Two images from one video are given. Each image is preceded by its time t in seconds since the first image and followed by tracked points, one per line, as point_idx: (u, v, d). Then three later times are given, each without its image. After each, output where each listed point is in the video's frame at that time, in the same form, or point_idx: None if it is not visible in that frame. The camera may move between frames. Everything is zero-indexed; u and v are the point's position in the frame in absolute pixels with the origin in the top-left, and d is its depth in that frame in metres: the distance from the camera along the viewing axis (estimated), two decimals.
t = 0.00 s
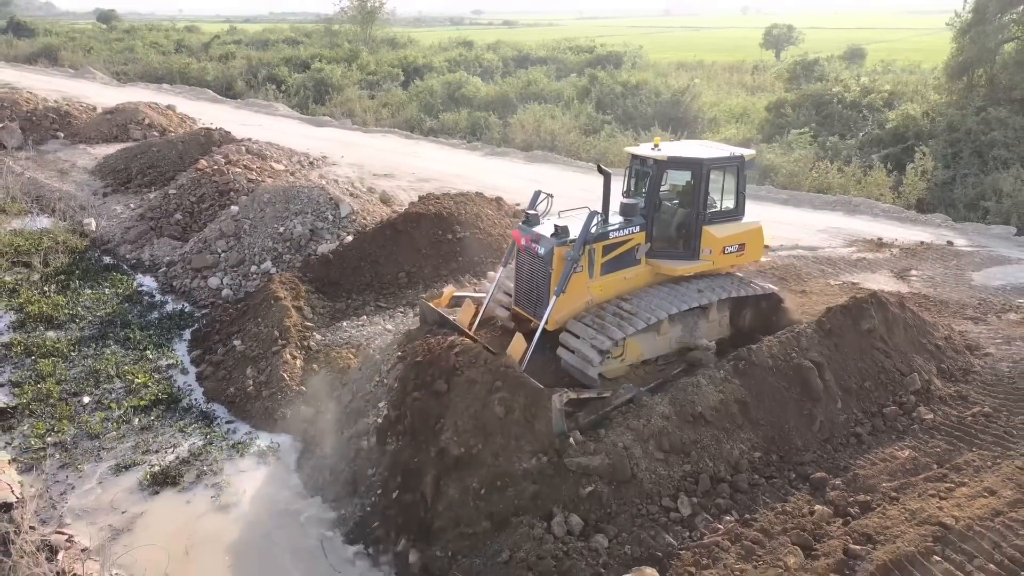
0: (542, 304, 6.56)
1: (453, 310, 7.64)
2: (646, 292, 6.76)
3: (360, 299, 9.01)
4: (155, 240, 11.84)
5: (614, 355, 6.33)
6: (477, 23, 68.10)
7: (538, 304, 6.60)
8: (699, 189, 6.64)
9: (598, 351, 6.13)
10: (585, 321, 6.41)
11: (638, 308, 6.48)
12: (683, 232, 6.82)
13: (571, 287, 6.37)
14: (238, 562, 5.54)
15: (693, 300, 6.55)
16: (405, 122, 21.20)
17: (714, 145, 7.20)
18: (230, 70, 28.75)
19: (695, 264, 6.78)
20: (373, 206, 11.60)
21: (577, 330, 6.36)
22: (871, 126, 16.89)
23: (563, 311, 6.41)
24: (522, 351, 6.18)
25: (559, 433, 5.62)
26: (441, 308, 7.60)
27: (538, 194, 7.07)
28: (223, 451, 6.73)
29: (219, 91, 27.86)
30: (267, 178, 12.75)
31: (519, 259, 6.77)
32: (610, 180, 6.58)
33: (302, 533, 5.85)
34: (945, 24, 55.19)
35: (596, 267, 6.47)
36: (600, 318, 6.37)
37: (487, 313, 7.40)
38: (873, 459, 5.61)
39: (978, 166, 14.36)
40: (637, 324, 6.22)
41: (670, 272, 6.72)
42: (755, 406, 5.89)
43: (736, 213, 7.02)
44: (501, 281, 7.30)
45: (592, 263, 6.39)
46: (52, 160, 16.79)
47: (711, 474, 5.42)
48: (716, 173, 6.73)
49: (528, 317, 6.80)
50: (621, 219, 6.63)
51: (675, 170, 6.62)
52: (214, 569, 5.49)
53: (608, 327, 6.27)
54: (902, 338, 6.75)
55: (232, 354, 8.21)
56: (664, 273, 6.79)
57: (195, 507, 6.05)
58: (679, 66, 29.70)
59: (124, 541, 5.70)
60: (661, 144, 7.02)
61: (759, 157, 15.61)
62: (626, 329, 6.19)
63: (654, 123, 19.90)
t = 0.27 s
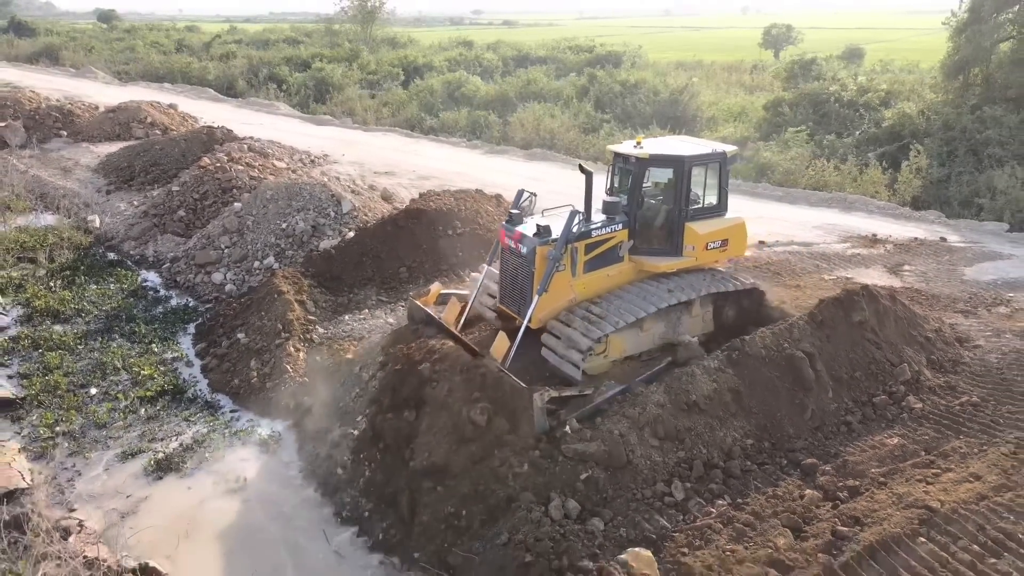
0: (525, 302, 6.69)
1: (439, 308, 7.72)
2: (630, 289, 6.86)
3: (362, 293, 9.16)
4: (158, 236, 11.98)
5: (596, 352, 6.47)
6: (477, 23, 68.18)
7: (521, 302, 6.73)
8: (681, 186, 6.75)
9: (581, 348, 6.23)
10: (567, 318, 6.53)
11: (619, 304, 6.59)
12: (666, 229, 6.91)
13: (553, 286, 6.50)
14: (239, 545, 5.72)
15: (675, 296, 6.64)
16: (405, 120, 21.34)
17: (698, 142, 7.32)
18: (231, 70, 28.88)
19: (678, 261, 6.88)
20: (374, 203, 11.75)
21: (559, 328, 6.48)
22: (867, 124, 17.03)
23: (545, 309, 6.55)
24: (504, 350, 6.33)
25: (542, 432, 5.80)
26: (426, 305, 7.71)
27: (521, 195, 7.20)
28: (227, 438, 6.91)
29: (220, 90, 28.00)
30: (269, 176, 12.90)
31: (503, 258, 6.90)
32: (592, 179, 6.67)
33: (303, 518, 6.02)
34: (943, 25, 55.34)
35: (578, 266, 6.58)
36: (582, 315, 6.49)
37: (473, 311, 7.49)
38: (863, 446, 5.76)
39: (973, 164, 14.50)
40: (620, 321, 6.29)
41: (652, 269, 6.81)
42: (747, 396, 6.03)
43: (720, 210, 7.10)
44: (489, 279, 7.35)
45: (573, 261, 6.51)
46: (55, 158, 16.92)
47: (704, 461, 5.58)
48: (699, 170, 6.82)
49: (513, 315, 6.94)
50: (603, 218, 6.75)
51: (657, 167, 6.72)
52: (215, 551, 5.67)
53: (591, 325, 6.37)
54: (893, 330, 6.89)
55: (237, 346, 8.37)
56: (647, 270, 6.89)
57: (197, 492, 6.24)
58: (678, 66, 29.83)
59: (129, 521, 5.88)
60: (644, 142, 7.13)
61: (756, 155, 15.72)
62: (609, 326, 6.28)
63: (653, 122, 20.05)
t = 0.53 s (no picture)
0: (504, 300, 6.80)
1: (423, 305, 7.79)
2: (608, 283, 6.94)
3: (365, 285, 9.42)
4: (164, 231, 12.22)
5: (575, 347, 6.56)
6: (477, 23, 68.36)
7: (501, 301, 6.84)
8: (655, 182, 6.78)
9: (557, 343, 6.34)
10: (545, 315, 6.64)
11: (596, 300, 6.69)
12: (642, 223, 6.96)
13: (530, 284, 6.60)
14: (244, 520, 6.02)
15: (651, 290, 6.72)
16: (406, 119, 21.60)
17: (672, 135, 7.32)
18: (233, 69, 29.12)
19: (654, 255, 6.94)
20: (375, 199, 12.00)
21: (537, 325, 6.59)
22: (861, 122, 17.27)
23: (523, 307, 6.66)
24: (485, 346, 6.47)
25: (521, 430, 5.98)
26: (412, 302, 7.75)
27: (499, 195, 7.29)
28: (231, 421, 7.22)
29: (222, 90, 28.24)
30: (273, 172, 13.16)
31: (483, 257, 7.00)
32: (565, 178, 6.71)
33: (306, 497, 6.29)
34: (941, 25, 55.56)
35: (554, 263, 6.68)
36: (560, 312, 6.59)
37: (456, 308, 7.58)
38: (845, 427, 6.01)
39: (964, 161, 14.75)
40: (594, 317, 6.40)
41: (629, 263, 6.89)
42: (735, 380, 6.28)
43: (694, 202, 7.15)
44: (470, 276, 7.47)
45: (549, 259, 6.60)
46: (60, 156, 17.16)
47: (693, 440, 5.83)
48: (672, 164, 6.84)
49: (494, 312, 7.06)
50: (579, 215, 6.82)
51: (630, 163, 6.74)
52: (221, 526, 5.96)
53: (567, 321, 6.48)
54: (878, 318, 7.14)
55: (243, 336, 8.64)
56: (623, 264, 6.96)
57: (203, 472, 6.55)
58: (677, 66, 30.06)
59: (140, 497, 6.19)
60: (618, 137, 7.15)
61: (752, 153, 15.95)
62: (584, 322, 6.39)
63: (650, 120, 20.28)
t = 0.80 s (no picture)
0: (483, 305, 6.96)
1: (406, 307, 7.98)
2: (584, 283, 7.10)
3: (367, 279, 9.71)
4: (170, 227, 12.47)
5: (552, 349, 6.65)
6: (477, 23, 68.55)
7: (479, 306, 7.00)
8: (624, 181, 6.93)
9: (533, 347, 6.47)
10: (522, 318, 6.79)
11: (572, 300, 6.84)
12: (615, 222, 7.11)
13: (506, 289, 6.75)
14: (249, 498, 6.31)
15: (626, 288, 6.87)
16: (406, 118, 21.85)
17: (640, 133, 7.50)
18: (234, 69, 29.36)
19: (628, 253, 7.09)
20: (377, 196, 12.26)
21: (515, 328, 6.75)
22: (855, 122, 17.52)
23: (501, 312, 6.81)
24: (462, 350, 6.73)
25: (499, 431, 6.17)
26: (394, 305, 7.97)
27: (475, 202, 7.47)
28: (234, 405, 7.57)
29: (223, 89, 28.49)
30: (276, 170, 13.43)
31: (461, 265, 7.18)
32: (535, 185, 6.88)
33: (311, 476, 6.56)
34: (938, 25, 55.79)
35: (529, 268, 6.81)
36: (536, 315, 6.75)
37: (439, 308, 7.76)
38: (829, 412, 6.27)
39: (956, 159, 15.00)
40: (571, 319, 6.54)
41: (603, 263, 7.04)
42: (724, 368, 6.54)
43: (665, 199, 7.32)
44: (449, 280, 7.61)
45: (523, 264, 6.75)
46: (66, 154, 17.39)
47: (683, 424, 6.09)
48: (641, 164, 7.00)
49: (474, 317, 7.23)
50: (551, 219, 6.96)
51: (598, 165, 6.89)
52: (229, 502, 6.25)
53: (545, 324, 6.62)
54: (864, 309, 7.39)
55: (250, 328, 8.92)
56: (598, 264, 7.11)
57: (209, 454, 6.86)
58: (675, 66, 30.30)
59: (150, 477, 6.46)
60: (587, 140, 7.30)
61: (747, 151, 16.20)
62: (561, 324, 6.52)
63: (648, 119, 20.53)
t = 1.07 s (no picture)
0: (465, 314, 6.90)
1: (391, 312, 8.00)
2: (566, 288, 7.08)
3: (368, 277, 9.84)
4: (172, 226, 12.58)
5: (536, 355, 6.60)
6: (476, 23, 68.65)
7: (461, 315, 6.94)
8: (602, 184, 6.96)
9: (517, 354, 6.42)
10: (506, 326, 6.74)
11: (555, 306, 6.81)
12: (595, 225, 7.12)
13: (488, 297, 6.70)
14: (250, 488, 6.45)
15: (609, 291, 6.85)
16: (407, 118, 21.95)
17: (616, 135, 7.55)
18: (235, 70, 29.47)
19: (609, 255, 7.11)
20: (378, 195, 12.37)
21: (498, 337, 6.69)
22: (853, 121, 17.64)
23: (484, 320, 6.75)
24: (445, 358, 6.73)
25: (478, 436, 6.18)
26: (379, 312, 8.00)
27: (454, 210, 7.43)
28: (235, 399, 7.70)
29: (224, 89, 28.61)
30: (278, 169, 13.54)
31: (441, 275, 7.12)
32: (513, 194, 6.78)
33: (312, 468, 6.67)
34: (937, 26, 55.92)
35: (510, 275, 6.77)
36: (519, 322, 6.70)
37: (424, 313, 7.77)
38: (823, 406, 6.37)
39: (952, 159, 15.10)
40: (553, 325, 6.51)
41: (585, 267, 7.03)
42: (719, 363, 6.65)
43: (643, 200, 7.38)
44: (433, 287, 7.59)
45: (504, 272, 6.70)
46: (68, 154, 17.49)
47: (679, 417, 6.20)
48: (618, 165, 7.05)
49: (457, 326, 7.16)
50: (531, 224, 6.93)
51: (576, 169, 6.91)
52: (230, 493, 6.39)
53: (528, 331, 6.59)
54: (859, 306, 7.49)
55: (253, 324, 9.04)
56: (580, 267, 7.10)
57: (209, 445, 7.03)
58: (674, 66, 30.41)
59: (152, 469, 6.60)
60: (562, 143, 7.31)
61: (745, 151, 16.30)
62: (544, 331, 6.49)
63: (647, 119, 20.62)
